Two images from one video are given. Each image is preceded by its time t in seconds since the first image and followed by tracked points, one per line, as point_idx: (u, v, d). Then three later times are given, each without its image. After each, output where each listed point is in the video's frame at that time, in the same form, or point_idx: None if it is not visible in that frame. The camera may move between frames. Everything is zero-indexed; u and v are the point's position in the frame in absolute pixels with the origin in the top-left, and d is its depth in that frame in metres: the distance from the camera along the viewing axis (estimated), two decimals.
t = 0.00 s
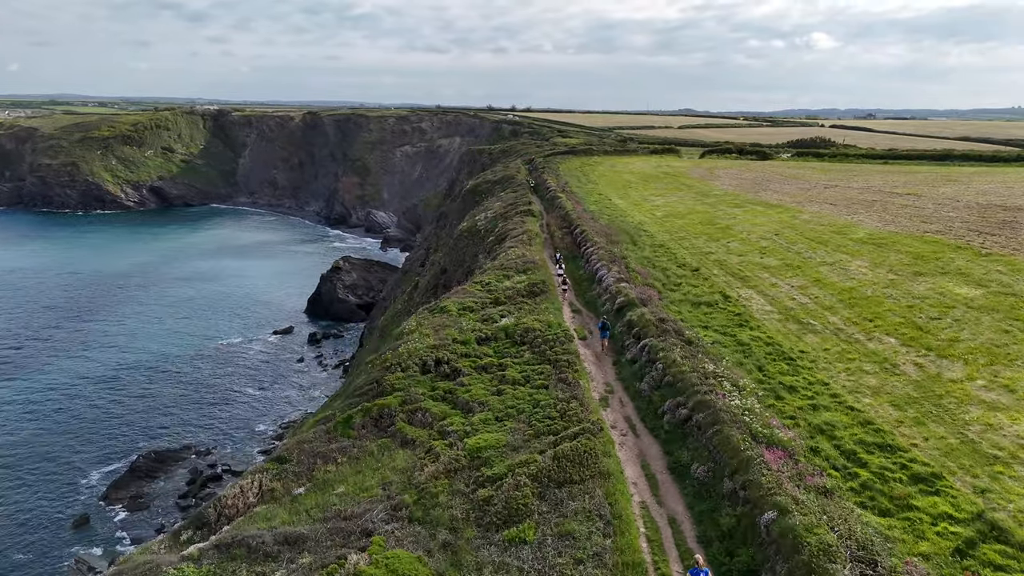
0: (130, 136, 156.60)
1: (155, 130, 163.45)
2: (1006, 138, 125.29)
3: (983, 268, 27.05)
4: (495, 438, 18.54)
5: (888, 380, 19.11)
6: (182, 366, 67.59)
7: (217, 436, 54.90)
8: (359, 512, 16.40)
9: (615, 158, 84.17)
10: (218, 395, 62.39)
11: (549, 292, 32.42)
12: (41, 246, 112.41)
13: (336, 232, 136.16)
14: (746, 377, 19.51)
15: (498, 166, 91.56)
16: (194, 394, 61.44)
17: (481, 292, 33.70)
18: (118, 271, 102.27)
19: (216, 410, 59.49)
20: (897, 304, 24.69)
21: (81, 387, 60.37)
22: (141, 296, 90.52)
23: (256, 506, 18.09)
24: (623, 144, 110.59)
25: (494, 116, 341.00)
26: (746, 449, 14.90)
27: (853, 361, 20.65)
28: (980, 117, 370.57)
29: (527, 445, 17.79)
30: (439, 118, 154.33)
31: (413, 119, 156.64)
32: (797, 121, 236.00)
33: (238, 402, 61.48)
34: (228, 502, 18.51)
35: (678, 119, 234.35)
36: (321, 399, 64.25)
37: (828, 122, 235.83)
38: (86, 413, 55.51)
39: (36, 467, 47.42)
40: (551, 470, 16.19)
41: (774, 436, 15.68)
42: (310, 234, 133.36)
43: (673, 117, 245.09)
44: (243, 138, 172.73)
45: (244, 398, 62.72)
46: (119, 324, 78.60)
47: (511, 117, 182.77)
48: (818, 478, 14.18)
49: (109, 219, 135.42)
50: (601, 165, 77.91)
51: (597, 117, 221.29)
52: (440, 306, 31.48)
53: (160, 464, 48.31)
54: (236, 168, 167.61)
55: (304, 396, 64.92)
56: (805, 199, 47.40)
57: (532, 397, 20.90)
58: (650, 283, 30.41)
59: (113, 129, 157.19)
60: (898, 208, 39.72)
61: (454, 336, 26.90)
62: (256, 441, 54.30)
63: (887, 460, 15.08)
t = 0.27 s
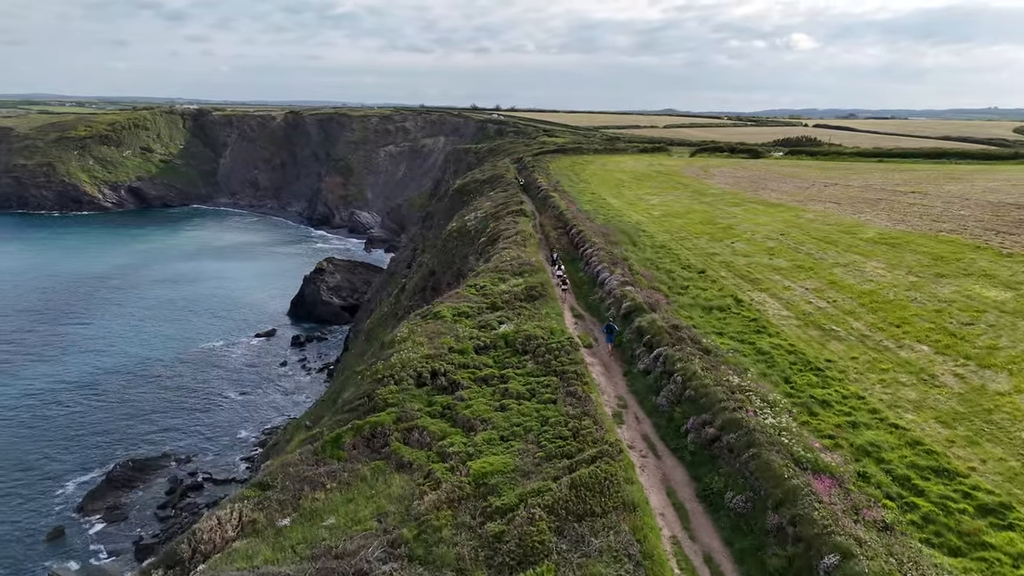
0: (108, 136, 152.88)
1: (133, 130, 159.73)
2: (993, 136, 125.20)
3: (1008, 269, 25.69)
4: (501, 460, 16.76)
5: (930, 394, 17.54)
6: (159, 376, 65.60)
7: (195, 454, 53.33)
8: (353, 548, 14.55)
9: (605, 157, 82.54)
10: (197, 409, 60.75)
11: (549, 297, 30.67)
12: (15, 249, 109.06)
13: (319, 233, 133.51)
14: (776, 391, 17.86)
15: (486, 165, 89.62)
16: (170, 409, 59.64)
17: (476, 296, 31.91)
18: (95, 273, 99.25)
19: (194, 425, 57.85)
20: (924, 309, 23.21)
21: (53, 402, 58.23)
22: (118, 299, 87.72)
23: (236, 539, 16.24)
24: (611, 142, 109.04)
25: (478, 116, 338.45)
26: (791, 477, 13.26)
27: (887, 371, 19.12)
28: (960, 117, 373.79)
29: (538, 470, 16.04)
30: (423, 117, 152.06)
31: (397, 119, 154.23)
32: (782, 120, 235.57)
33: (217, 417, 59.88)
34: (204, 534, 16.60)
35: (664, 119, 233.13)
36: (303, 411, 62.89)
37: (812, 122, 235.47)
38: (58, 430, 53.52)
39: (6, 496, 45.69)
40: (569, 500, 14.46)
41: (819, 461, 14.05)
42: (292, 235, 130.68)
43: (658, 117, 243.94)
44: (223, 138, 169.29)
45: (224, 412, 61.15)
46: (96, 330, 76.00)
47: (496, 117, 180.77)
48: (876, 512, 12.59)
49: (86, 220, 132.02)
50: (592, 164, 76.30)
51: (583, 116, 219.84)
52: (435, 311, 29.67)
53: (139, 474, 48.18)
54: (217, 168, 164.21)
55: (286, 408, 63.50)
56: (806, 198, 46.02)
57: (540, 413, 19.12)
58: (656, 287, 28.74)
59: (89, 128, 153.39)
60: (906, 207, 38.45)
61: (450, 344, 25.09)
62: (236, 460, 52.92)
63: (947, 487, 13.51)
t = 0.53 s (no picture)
0: (87, 136, 149.44)
1: (113, 129, 156.33)
2: (983, 135, 124.90)
3: None
4: (512, 490, 14.94)
5: (984, 412, 15.96)
6: (138, 381, 63.38)
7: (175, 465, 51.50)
8: None
9: (597, 155, 80.94)
10: (178, 416, 58.80)
11: (552, 303, 28.88)
12: None
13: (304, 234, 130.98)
14: (814, 408, 16.22)
15: (475, 164, 87.74)
16: (150, 416, 57.65)
17: (473, 301, 30.04)
18: (73, 275, 96.35)
19: (174, 435, 55.93)
20: (958, 314, 21.67)
21: (26, 411, 55.85)
22: (97, 302, 85.04)
23: None
24: (601, 140, 107.47)
25: (464, 117, 335.78)
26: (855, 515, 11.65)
27: (929, 385, 17.55)
28: (943, 116, 376.51)
29: (554, 502, 14.27)
30: (409, 117, 149.81)
31: (382, 118, 151.82)
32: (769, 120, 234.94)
33: (199, 424, 57.99)
34: None
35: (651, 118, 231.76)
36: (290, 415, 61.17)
37: (798, 122, 234.88)
38: (34, 439, 51.48)
39: None
40: (596, 540, 12.73)
41: (881, 496, 12.43)
42: (277, 236, 128.15)
43: (645, 117, 242.73)
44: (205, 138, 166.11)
45: (206, 418, 59.26)
46: (73, 334, 73.49)
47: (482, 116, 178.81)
48: (955, 556, 11.02)
49: (64, 221, 128.81)
50: (584, 162, 74.75)
51: (570, 116, 218.44)
52: (429, 318, 27.86)
53: (120, 484, 47.23)
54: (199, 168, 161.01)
55: (270, 412, 61.73)
56: (810, 197, 44.56)
57: (552, 434, 17.34)
58: (665, 292, 27.06)
59: (68, 128, 149.90)
60: (917, 205, 37.17)
61: (449, 354, 23.24)
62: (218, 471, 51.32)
63: None
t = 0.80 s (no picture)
0: (68, 136, 146.14)
1: (95, 130, 153.05)
2: (974, 134, 124.45)
3: None
4: (531, 527, 13.18)
5: None
6: (120, 387, 61.23)
7: (157, 477, 49.69)
8: None
9: (590, 154, 79.32)
10: (160, 424, 56.91)
11: (557, 309, 27.05)
12: None
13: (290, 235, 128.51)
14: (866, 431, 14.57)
15: (466, 163, 85.96)
16: (130, 425, 55.67)
17: (473, 308, 28.23)
18: (53, 278, 93.62)
19: (156, 445, 54.10)
20: (1000, 322, 20.14)
21: (1, 421, 53.58)
22: (77, 305, 82.43)
23: None
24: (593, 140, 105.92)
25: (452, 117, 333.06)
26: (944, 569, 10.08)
27: (985, 403, 16.00)
28: (928, 117, 378.79)
29: (580, 544, 12.55)
30: (396, 117, 147.57)
31: (368, 118, 149.44)
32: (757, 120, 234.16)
33: (182, 433, 56.14)
34: None
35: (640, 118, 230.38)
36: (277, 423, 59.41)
37: (787, 122, 234.22)
38: (15, 449, 50.05)
39: None
40: None
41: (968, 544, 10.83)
42: (262, 237, 125.60)
43: (634, 117, 241.39)
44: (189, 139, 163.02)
45: (189, 426, 57.39)
46: (52, 340, 70.96)
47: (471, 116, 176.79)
48: None
49: (45, 222, 125.78)
50: (579, 162, 73.20)
51: (560, 116, 216.97)
52: (427, 326, 26.00)
53: (99, 494, 46.10)
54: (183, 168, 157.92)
55: (257, 421, 59.96)
56: (817, 197, 43.15)
57: (569, 460, 15.56)
58: (679, 297, 25.35)
59: (48, 129, 146.56)
60: (931, 205, 35.83)
61: (450, 368, 21.40)
62: (202, 484, 49.70)
63: None
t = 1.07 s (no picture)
0: (49, 136, 143.04)
1: (77, 130, 149.92)
2: (966, 134, 123.88)
3: None
4: None
5: None
6: (100, 394, 59.32)
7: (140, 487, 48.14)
8: None
9: (584, 153, 77.63)
10: (143, 432, 55.16)
11: (564, 317, 25.29)
12: None
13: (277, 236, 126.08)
14: (934, 460, 12.92)
15: (457, 163, 84.13)
16: (112, 433, 53.88)
17: (473, 315, 26.43)
18: (31, 281, 90.90)
19: (139, 453, 52.42)
20: None
21: None
22: (57, 309, 79.94)
23: None
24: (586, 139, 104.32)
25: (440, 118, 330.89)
26: None
27: None
28: (914, 118, 380.47)
29: None
30: (383, 116, 145.26)
31: (355, 118, 146.99)
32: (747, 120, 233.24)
33: (166, 441, 54.46)
34: None
35: (629, 117, 228.78)
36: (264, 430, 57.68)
37: (776, 121, 233.34)
38: None
39: None
40: None
41: None
42: (248, 238, 123.07)
43: (624, 117, 239.88)
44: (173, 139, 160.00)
45: (174, 433, 55.69)
46: (31, 345, 68.56)
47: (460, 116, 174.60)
48: None
49: (25, 224, 122.83)
50: (574, 161, 71.57)
51: (549, 117, 215.37)
52: (425, 335, 24.17)
53: (80, 505, 44.93)
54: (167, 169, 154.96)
55: (243, 427, 58.25)
56: (825, 196, 41.68)
57: (594, 491, 13.81)
58: (696, 303, 23.67)
59: (29, 129, 143.35)
60: (948, 203, 34.44)
61: (453, 383, 19.59)
62: (187, 494, 48.21)
63: None
